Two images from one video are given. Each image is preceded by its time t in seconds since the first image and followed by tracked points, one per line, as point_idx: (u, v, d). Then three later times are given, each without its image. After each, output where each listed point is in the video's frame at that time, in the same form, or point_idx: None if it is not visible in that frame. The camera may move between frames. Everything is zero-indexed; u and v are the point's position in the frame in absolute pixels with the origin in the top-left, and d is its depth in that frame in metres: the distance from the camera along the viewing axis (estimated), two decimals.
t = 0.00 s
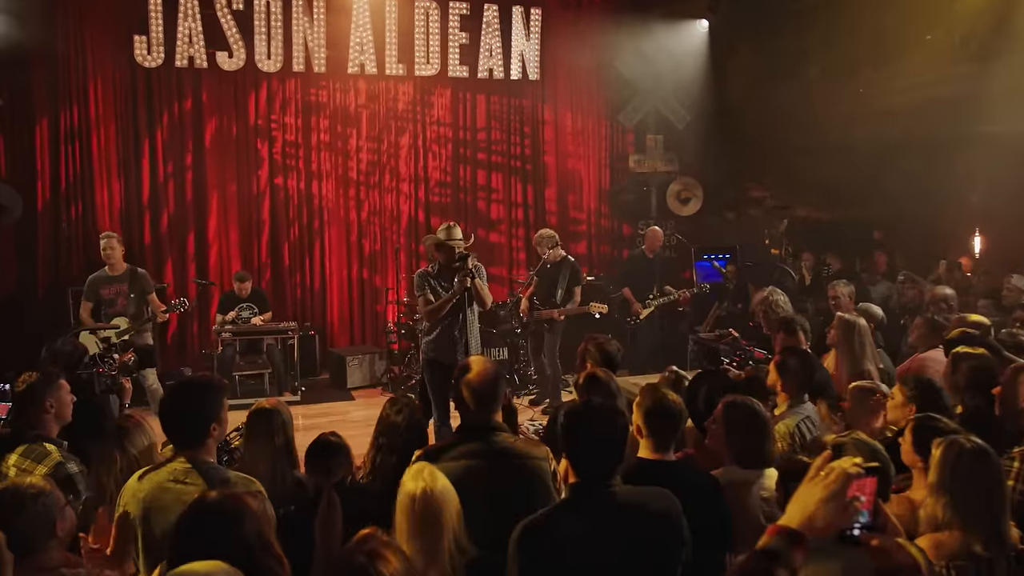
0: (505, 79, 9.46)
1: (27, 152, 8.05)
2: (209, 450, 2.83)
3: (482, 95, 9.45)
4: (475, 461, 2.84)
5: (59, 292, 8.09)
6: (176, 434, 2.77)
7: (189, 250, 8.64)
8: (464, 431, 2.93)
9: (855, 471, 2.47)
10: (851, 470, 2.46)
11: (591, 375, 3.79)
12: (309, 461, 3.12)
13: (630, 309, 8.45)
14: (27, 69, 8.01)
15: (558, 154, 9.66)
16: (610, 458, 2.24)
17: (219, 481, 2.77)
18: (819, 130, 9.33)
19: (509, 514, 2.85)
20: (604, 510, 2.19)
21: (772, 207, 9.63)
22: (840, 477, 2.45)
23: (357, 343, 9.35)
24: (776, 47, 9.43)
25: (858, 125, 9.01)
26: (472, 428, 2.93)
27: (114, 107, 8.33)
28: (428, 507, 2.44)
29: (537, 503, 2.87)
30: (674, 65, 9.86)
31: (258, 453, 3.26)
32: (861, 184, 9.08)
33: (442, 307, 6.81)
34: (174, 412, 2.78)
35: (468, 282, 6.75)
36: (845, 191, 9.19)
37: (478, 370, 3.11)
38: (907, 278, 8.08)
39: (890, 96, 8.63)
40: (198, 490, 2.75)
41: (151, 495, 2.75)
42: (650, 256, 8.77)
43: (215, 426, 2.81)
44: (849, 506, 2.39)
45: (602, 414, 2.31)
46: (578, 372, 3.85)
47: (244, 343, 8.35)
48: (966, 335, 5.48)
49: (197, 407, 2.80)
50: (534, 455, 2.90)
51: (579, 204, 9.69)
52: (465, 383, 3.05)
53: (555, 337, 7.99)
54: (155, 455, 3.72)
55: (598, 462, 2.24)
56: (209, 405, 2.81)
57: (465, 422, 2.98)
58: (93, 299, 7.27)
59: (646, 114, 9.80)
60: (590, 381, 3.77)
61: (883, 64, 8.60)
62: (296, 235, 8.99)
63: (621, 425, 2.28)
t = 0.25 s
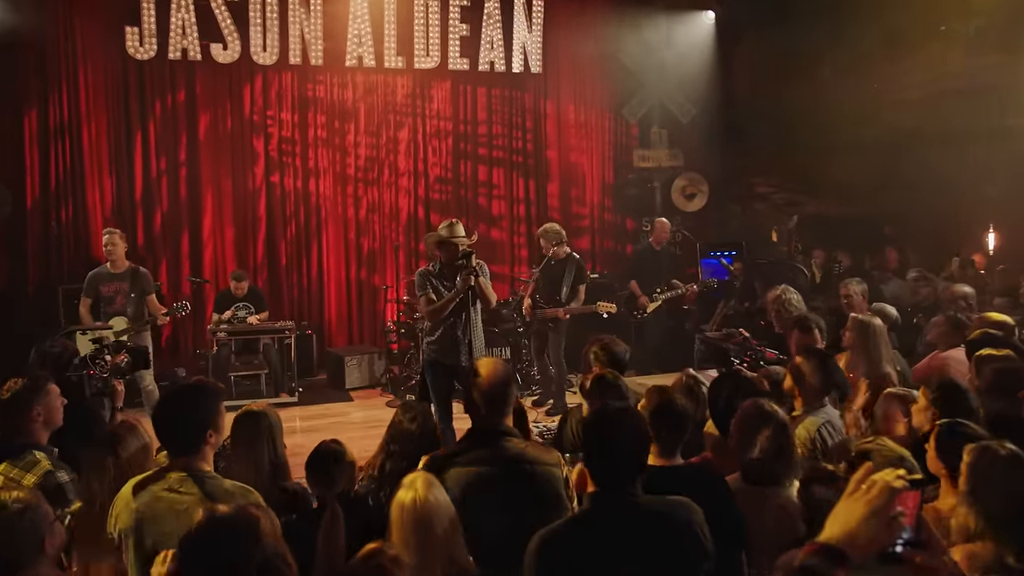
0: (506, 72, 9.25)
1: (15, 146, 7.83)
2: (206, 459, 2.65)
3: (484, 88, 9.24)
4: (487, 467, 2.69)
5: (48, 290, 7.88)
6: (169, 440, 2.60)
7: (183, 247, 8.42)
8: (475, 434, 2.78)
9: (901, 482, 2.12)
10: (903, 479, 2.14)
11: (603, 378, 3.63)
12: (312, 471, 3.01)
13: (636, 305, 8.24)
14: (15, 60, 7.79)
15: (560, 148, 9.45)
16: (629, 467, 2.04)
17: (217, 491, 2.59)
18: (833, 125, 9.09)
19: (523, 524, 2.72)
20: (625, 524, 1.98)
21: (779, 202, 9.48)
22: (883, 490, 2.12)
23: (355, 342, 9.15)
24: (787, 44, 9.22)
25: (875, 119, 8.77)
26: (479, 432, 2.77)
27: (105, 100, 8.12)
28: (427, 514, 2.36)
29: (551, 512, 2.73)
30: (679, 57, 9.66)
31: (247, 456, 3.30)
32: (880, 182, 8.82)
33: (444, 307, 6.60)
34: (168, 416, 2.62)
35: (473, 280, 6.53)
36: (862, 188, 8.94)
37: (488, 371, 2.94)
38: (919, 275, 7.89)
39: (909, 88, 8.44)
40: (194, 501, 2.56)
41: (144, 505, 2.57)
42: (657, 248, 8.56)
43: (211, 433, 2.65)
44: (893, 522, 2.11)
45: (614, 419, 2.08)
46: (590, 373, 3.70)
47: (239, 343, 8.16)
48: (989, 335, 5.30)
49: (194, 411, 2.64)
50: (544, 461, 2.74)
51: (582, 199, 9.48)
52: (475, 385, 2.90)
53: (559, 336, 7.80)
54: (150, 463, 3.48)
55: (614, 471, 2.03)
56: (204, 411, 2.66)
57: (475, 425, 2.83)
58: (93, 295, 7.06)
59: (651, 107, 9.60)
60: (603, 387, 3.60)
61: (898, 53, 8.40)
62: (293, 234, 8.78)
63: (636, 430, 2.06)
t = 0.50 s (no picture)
0: (506, 64, 9.05)
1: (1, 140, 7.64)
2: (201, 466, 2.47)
3: (483, 82, 9.04)
4: (495, 478, 2.53)
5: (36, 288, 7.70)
6: (161, 445, 2.42)
7: (175, 244, 8.22)
8: (482, 440, 2.62)
9: (945, 495, 1.96)
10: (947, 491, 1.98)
11: (614, 380, 3.55)
12: (309, 479, 2.85)
13: (641, 302, 8.06)
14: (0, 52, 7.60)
15: (561, 141, 9.25)
16: (651, 477, 1.99)
17: (215, 500, 2.38)
18: (832, 114, 9.09)
19: (537, 535, 2.54)
20: (650, 535, 1.94)
21: (783, 197, 9.38)
22: (926, 502, 1.95)
23: (351, 341, 8.95)
24: (788, 35, 9.13)
25: (874, 109, 8.73)
26: (489, 436, 2.62)
27: (93, 93, 7.91)
28: (434, 530, 2.13)
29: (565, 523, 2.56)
30: (684, 50, 9.47)
31: (240, 462, 3.12)
32: (879, 170, 8.89)
33: (446, 306, 6.43)
34: (159, 420, 2.45)
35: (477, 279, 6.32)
36: (863, 176, 8.99)
37: (500, 372, 2.76)
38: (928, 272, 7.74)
39: (900, 79, 8.33)
40: (190, 509, 2.35)
41: (136, 515, 2.34)
42: (662, 245, 8.29)
43: (205, 437, 2.49)
44: (940, 536, 1.95)
45: (633, 427, 2.03)
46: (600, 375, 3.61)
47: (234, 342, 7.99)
48: (1010, 335, 5.15)
49: (186, 413, 2.46)
50: (557, 467, 2.56)
51: (583, 193, 9.28)
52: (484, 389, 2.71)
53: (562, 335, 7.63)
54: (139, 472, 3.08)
55: (636, 481, 1.98)
56: (198, 413, 2.49)
57: (481, 428, 2.65)
58: (92, 293, 6.87)
59: (652, 100, 9.39)
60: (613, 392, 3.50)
61: (891, 45, 8.25)
62: (287, 233, 8.57)
63: (656, 438, 2.01)
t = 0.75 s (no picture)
0: (505, 57, 8.87)
1: None
2: (195, 473, 2.41)
3: (481, 74, 8.85)
4: (506, 488, 2.44)
5: (23, 285, 7.51)
6: (153, 451, 2.36)
7: (166, 241, 8.02)
8: (487, 445, 2.52)
9: (998, 508, 1.90)
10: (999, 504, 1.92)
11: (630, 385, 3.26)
12: (308, 490, 2.65)
13: (643, 301, 7.87)
14: None
15: (561, 133, 9.07)
16: (670, 484, 1.92)
17: (208, 508, 2.31)
18: (850, 101, 8.90)
19: (550, 547, 2.44)
20: (672, 546, 1.87)
21: (787, 191, 9.23)
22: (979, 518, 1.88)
23: (347, 340, 8.77)
24: (801, 23, 8.95)
25: (896, 94, 8.53)
26: (494, 440, 2.52)
27: (81, 86, 7.70)
28: (455, 544, 1.97)
29: (576, 531, 2.48)
30: (687, 42, 9.29)
31: (238, 469, 2.91)
32: (892, 156, 8.70)
33: (447, 305, 6.26)
34: (151, 426, 2.39)
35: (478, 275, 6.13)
36: (869, 171, 8.83)
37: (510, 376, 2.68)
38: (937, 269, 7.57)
39: (921, 64, 8.14)
40: (184, 518, 2.28)
41: (127, 524, 2.27)
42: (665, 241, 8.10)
43: (198, 443, 2.43)
44: (989, 550, 1.91)
45: (650, 434, 1.96)
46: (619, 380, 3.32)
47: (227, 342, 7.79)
48: None
49: (178, 418, 2.40)
50: (565, 471, 2.48)
51: (583, 188, 9.11)
52: (491, 393, 2.63)
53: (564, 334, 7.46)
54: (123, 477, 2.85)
55: (654, 489, 1.92)
56: (190, 418, 2.43)
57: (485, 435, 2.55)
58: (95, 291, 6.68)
59: (655, 95, 9.24)
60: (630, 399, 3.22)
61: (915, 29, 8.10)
62: (281, 231, 8.38)
63: (676, 443, 1.95)
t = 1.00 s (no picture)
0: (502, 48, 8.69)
1: None
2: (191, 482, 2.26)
3: (477, 67, 8.68)
4: (517, 496, 2.44)
5: (8, 284, 7.30)
6: (146, 462, 2.21)
7: (155, 238, 7.82)
8: (490, 452, 2.53)
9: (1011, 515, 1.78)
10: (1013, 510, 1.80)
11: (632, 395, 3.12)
12: (309, 496, 2.47)
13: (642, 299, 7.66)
14: None
15: (559, 126, 8.95)
16: (691, 491, 1.88)
17: (204, 519, 2.17)
18: (854, 99, 8.61)
19: (559, 555, 2.46)
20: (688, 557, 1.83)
21: (789, 186, 9.10)
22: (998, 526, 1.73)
23: (341, 338, 8.58)
24: (803, 23, 8.81)
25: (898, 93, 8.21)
26: (498, 445, 2.53)
27: (66, 78, 7.47)
28: (485, 551, 2.05)
29: (584, 540, 2.49)
30: (684, 33, 9.30)
31: (241, 479, 2.72)
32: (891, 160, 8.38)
33: (446, 304, 6.08)
34: (143, 435, 2.24)
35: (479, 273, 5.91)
36: (867, 167, 8.56)
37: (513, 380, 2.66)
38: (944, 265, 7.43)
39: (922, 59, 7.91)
40: (178, 532, 2.14)
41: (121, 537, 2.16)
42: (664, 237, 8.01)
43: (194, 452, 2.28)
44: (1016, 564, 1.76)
45: (672, 435, 1.92)
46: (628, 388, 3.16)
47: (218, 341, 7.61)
48: None
49: (169, 426, 2.25)
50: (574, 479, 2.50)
51: (582, 182, 9.01)
52: (495, 398, 2.61)
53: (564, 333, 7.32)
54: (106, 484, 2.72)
55: (676, 497, 1.87)
56: (185, 425, 2.26)
57: (493, 440, 2.56)
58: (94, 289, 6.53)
59: (655, 89, 9.21)
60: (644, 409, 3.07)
61: (920, 26, 7.89)
62: (274, 230, 8.19)
63: (699, 449, 1.90)
